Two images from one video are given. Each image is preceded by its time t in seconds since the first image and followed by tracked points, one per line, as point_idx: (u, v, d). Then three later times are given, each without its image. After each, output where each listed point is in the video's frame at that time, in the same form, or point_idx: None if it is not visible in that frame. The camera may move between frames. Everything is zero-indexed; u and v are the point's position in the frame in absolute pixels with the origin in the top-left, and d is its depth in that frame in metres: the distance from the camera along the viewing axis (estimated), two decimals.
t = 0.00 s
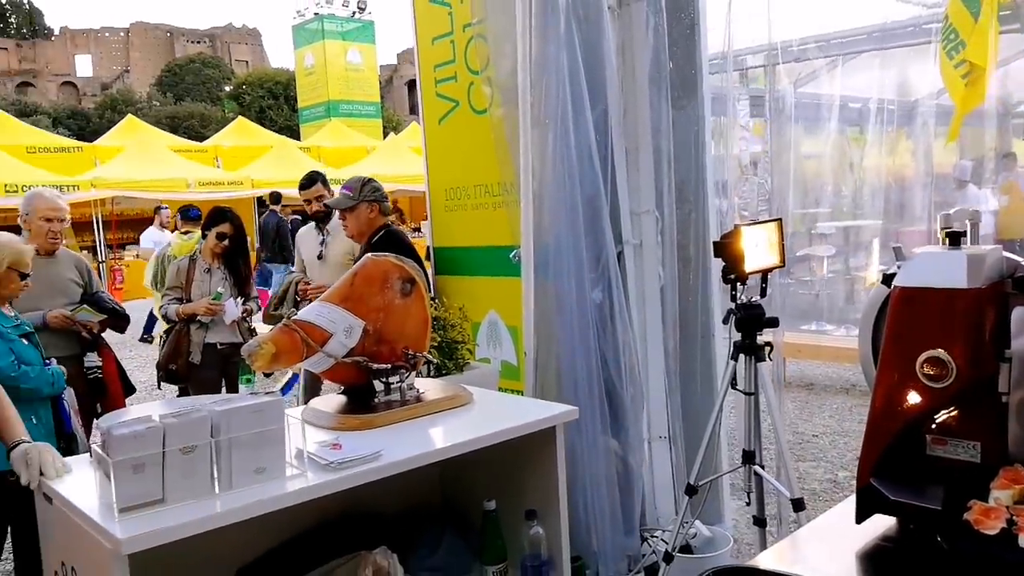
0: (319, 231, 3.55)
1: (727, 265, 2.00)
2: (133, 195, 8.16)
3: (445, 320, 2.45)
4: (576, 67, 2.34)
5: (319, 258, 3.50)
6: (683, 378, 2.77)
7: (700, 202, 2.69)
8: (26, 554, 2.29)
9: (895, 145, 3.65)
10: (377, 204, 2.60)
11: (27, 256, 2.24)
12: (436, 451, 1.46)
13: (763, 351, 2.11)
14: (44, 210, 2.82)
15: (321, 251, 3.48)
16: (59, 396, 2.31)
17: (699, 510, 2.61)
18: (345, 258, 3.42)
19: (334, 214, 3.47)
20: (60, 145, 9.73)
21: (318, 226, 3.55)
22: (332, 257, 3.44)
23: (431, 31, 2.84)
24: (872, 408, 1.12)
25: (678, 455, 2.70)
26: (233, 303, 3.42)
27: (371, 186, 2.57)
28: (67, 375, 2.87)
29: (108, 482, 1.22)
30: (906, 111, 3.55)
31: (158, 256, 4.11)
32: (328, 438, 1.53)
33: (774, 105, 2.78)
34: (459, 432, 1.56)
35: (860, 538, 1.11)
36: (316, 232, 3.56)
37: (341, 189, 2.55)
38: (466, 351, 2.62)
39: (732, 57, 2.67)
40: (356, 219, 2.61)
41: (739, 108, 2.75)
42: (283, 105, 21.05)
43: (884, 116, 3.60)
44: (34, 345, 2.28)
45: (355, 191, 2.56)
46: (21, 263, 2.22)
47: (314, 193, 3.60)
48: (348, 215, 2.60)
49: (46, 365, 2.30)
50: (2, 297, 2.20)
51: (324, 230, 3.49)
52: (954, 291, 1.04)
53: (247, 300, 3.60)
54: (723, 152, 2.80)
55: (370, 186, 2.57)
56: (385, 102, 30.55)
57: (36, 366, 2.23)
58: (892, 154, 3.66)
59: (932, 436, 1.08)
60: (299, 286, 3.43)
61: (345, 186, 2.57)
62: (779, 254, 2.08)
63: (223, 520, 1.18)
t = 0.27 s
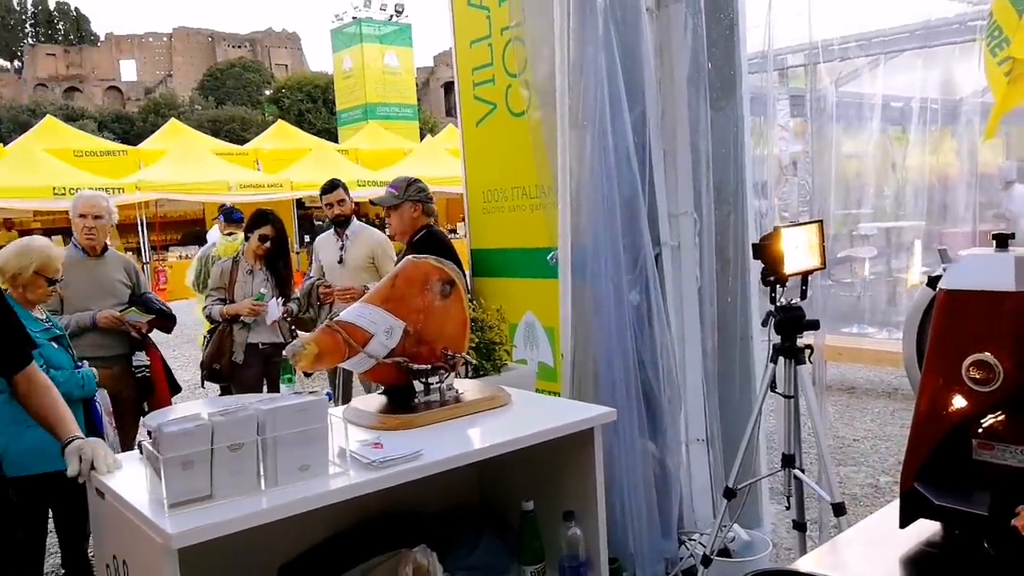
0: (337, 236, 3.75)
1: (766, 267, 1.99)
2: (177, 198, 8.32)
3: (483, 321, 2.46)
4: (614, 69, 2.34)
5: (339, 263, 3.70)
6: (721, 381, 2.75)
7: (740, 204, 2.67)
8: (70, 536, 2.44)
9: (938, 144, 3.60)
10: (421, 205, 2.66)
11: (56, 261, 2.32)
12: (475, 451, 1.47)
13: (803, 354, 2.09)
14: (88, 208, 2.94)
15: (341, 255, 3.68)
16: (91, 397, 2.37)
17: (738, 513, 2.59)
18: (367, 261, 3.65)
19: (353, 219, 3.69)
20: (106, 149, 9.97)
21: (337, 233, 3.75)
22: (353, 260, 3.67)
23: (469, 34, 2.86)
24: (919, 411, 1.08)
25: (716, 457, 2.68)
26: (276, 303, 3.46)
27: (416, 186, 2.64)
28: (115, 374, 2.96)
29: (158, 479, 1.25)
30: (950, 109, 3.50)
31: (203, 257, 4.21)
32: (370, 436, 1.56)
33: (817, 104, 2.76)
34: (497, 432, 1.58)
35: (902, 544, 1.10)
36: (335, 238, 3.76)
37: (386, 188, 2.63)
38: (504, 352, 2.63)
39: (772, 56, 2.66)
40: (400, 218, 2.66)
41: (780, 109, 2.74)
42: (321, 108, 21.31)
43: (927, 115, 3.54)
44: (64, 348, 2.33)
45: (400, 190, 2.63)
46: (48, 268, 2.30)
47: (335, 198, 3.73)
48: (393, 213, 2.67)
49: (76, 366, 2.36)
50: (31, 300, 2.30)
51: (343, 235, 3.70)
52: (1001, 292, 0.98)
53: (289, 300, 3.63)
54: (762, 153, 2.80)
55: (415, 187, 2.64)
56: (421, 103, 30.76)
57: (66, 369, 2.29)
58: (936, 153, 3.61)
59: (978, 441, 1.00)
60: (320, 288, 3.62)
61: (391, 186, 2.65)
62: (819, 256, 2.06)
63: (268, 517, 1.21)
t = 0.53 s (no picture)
0: (359, 232, 3.79)
1: (803, 265, 1.98)
2: (214, 195, 8.45)
3: (517, 318, 2.47)
4: (649, 67, 2.34)
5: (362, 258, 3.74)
6: (756, 379, 2.74)
7: (776, 202, 2.66)
8: (106, 530, 2.48)
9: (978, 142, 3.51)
10: (454, 202, 2.68)
11: (80, 261, 2.34)
12: (510, 447, 1.48)
13: (840, 353, 2.07)
14: (130, 205, 2.96)
15: (364, 250, 3.71)
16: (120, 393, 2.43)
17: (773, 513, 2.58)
18: (389, 255, 3.69)
19: (375, 215, 3.73)
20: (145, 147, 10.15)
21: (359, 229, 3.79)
22: (376, 254, 3.70)
23: (503, 33, 2.87)
24: (957, 411, 1.02)
25: (750, 456, 2.67)
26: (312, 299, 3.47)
27: (449, 183, 2.67)
28: (157, 366, 3.01)
29: (202, 471, 1.28)
30: (990, 106, 3.42)
31: (235, 255, 4.27)
32: (405, 432, 1.58)
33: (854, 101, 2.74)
34: (532, 429, 1.59)
35: (942, 545, 1.08)
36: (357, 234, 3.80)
37: (421, 184, 2.66)
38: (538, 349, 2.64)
39: (810, 52, 2.62)
40: (434, 215, 2.69)
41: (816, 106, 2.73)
42: (355, 107, 21.48)
43: (967, 112, 3.48)
44: (92, 345, 2.41)
45: (434, 187, 2.66)
46: (72, 268, 2.33)
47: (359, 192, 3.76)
48: (427, 210, 2.70)
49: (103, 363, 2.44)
50: (55, 298, 2.34)
51: (366, 231, 3.75)
52: None
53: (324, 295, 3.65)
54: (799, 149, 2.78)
55: (448, 183, 2.67)
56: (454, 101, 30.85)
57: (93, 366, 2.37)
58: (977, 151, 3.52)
59: None
60: (345, 282, 3.64)
61: (426, 184, 2.69)
62: (857, 255, 2.03)
63: (308, 509, 1.23)
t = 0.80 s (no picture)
0: (397, 219, 3.81)
1: (845, 251, 1.95)
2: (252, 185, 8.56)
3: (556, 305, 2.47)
4: (688, 49, 2.32)
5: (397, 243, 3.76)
6: (795, 366, 2.71)
7: (817, 185, 2.62)
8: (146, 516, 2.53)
9: None
10: (489, 190, 2.67)
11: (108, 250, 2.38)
12: (550, 433, 1.48)
13: (883, 340, 2.04)
14: (175, 195, 3.05)
15: (399, 236, 3.74)
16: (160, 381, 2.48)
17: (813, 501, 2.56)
18: (425, 241, 3.71)
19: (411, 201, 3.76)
20: (185, 139, 10.31)
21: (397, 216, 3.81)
22: (411, 240, 3.72)
23: (540, 19, 2.86)
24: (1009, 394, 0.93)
25: (790, 444, 2.65)
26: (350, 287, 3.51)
27: (484, 172, 2.66)
28: (201, 355, 3.06)
29: (248, 455, 1.30)
30: None
31: (266, 248, 4.30)
32: (446, 417, 1.60)
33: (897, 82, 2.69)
34: (571, 415, 1.59)
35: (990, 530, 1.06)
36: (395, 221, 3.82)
37: (456, 174, 2.67)
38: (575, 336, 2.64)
39: (852, 32, 2.64)
40: (469, 204, 2.69)
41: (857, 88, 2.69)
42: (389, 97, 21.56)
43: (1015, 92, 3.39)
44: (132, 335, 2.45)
45: (469, 176, 2.66)
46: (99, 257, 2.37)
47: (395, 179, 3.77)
48: (461, 199, 2.71)
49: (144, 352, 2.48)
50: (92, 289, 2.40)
51: (403, 217, 3.77)
52: None
53: (361, 284, 3.70)
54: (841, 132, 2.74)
55: (483, 172, 2.66)
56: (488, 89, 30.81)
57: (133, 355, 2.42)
58: None
59: None
60: (381, 269, 3.67)
61: (460, 173, 2.68)
62: (902, 239, 2.00)
63: (351, 493, 1.25)
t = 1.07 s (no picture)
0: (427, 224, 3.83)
1: (879, 264, 1.93)
2: (281, 189, 8.65)
3: (584, 313, 2.47)
4: (721, 60, 2.31)
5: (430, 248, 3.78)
6: (825, 378, 2.69)
7: (849, 197, 2.60)
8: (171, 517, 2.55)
9: None
10: (511, 198, 2.67)
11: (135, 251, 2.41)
12: (580, 442, 1.48)
13: (917, 355, 2.01)
14: (210, 198, 3.08)
15: (431, 241, 3.77)
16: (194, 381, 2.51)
17: (842, 517, 2.53)
18: (456, 246, 3.72)
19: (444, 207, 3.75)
20: (216, 142, 10.44)
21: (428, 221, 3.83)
22: (444, 244, 3.74)
23: (573, 26, 2.86)
24: None
25: (819, 458, 2.62)
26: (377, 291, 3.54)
27: (506, 179, 2.67)
28: (231, 355, 3.09)
29: (281, 458, 1.32)
30: None
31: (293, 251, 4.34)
32: (475, 424, 1.60)
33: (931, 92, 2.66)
34: (601, 424, 1.59)
35: None
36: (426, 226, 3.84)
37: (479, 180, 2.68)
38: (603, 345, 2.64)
39: (888, 43, 2.62)
40: (491, 211, 2.70)
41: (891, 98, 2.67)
42: (417, 102, 21.68)
43: None
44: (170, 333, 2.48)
45: (491, 183, 2.67)
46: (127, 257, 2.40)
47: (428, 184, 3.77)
48: (484, 206, 2.72)
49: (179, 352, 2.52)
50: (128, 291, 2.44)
51: (433, 222, 3.79)
52: None
53: (389, 288, 3.72)
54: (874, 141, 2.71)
55: (505, 180, 2.67)
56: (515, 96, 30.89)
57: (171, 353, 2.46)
58: None
59: None
60: (410, 273, 3.68)
61: (483, 180, 2.70)
62: (937, 254, 1.97)
63: (382, 497, 1.26)
